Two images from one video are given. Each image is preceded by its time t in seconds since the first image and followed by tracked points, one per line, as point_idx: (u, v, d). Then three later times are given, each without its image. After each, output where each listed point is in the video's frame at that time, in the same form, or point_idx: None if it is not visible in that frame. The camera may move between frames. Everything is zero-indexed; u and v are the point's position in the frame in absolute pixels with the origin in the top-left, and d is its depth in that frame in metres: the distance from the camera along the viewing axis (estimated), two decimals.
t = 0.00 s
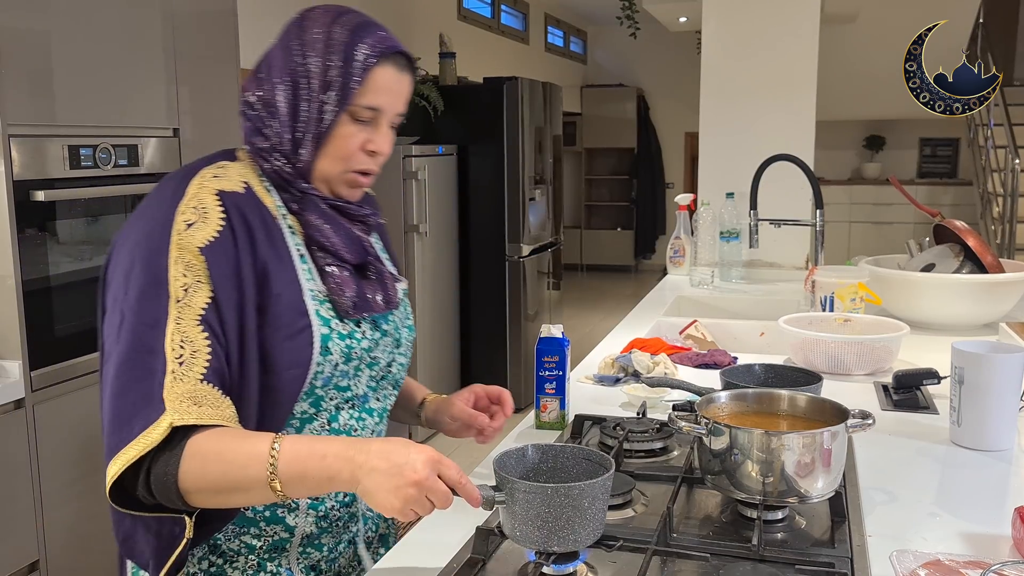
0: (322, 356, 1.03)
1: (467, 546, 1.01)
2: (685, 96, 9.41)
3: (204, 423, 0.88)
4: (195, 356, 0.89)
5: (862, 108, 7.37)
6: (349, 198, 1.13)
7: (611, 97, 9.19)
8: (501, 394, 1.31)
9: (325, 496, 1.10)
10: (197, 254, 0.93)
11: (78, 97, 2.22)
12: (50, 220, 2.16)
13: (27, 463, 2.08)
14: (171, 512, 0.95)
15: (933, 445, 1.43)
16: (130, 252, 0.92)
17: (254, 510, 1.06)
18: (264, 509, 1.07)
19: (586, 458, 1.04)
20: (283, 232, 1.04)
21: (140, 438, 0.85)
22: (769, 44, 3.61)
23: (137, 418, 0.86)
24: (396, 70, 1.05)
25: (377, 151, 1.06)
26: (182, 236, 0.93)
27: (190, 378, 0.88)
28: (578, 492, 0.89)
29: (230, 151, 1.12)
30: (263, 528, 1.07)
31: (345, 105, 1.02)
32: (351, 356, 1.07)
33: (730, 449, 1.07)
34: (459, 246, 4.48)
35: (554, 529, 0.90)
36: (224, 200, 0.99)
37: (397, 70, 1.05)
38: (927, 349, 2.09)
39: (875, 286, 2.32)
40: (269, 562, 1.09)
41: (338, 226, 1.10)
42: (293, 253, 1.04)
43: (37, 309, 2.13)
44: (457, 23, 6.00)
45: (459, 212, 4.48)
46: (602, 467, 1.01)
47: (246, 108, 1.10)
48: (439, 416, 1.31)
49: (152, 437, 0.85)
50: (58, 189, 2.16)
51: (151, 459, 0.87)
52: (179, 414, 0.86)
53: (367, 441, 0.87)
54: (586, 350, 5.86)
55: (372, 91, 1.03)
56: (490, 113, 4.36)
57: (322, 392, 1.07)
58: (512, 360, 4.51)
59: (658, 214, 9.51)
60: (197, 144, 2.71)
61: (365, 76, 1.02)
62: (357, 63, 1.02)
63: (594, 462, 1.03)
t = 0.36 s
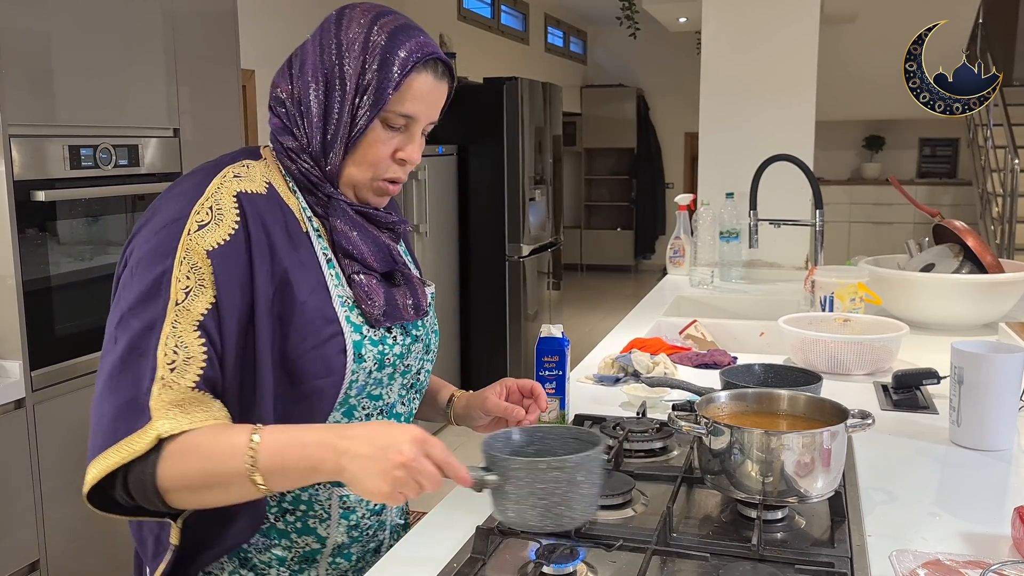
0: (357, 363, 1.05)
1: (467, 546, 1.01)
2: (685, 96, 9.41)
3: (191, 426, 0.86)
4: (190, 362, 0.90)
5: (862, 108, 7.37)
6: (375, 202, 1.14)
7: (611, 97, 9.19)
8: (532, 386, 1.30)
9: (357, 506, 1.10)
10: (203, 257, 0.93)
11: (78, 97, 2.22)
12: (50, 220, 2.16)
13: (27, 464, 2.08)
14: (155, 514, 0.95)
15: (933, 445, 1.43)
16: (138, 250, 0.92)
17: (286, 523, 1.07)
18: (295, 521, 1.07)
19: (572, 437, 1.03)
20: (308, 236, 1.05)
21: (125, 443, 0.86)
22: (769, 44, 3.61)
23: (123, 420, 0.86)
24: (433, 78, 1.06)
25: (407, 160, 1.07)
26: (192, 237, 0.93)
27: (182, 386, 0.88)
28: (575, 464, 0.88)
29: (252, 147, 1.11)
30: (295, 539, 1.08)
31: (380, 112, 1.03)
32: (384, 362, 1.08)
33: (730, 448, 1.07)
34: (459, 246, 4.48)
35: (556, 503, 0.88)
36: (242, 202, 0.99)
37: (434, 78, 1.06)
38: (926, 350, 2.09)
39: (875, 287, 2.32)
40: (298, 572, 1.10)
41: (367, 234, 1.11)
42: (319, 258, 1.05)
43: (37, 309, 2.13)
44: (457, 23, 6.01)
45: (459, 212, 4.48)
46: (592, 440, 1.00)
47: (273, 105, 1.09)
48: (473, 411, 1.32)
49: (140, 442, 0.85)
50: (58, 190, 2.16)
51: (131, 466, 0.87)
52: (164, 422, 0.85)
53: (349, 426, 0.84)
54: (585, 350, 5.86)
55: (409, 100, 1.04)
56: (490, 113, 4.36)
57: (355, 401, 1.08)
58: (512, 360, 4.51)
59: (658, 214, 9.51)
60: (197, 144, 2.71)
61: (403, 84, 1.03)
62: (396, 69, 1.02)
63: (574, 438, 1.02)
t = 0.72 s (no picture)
0: (373, 367, 1.06)
1: (466, 547, 1.01)
2: (685, 96, 9.41)
3: (240, 451, 0.85)
4: (224, 380, 0.88)
5: (862, 108, 7.38)
6: (376, 200, 1.15)
7: (611, 97, 9.19)
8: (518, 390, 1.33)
9: (370, 513, 1.11)
10: (226, 270, 0.91)
11: (78, 97, 2.22)
12: (50, 220, 2.16)
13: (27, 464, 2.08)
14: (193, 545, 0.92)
15: (933, 446, 1.43)
16: (152, 264, 0.88)
17: (299, 535, 1.07)
18: (310, 532, 1.07)
19: (588, 444, 1.05)
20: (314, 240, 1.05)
21: (173, 472, 0.83)
22: (769, 44, 3.61)
23: (165, 451, 0.83)
24: (433, 74, 1.06)
25: (409, 157, 1.08)
26: (212, 249, 0.90)
27: (219, 407, 0.86)
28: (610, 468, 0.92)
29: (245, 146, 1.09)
30: (309, 551, 1.08)
31: (382, 110, 1.04)
32: (398, 365, 1.10)
33: (730, 448, 1.07)
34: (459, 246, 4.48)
35: (591, 504, 0.92)
36: (253, 208, 0.97)
37: (434, 73, 1.07)
38: (927, 350, 2.10)
39: (875, 287, 2.32)
40: None
41: (373, 236, 1.12)
42: (330, 262, 1.05)
43: (37, 309, 2.13)
44: (457, 23, 6.01)
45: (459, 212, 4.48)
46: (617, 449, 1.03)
47: (265, 104, 1.08)
48: (455, 412, 1.33)
49: (188, 472, 0.83)
50: (58, 190, 2.16)
51: (177, 496, 0.84)
52: (213, 446, 0.84)
53: (402, 443, 0.85)
54: (585, 350, 5.86)
55: (412, 97, 1.05)
56: (490, 113, 4.36)
57: (368, 405, 1.09)
58: (512, 360, 4.51)
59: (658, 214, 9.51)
60: (197, 144, 2.71)
61: (406, 80, 1.03)
62: (397, 66, 1.02)
63: (597, 447, 1.04)
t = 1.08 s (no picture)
0: (383, 369, 1.07)
1: (466, 547, 1.02)
2: (685, 96, 9.41)
3: (249, 456, 0.84)
4: (230, 385, 0.87)
5: (862, 107, 7.38)
6: (375, 201, 1.15)
7: (611, 97, 9.19)
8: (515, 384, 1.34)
9: (377, 514, 1.11)
10: (232, 274, 0.91)
11: (78, 97, 2.22)
12: (50, 220, 2.16)
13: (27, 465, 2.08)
14: (190, 553, 0.90)
15: (933, 445, 1.43)
16: (157, 268, 0.88)
17: (309, 538, 1.06)
18: (318, 536, 1.07)
19: (585, 444, 1.07)
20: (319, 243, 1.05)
21: (180, 478, 0.82)
22: (769, 44, 3.61)
23: (170, 458, 0.82)
24: (435, 75, 1.07)
25: (411, 157, 1.09)
26: (218, 254, 0.90)
27: (225, 413, 0.85)
28: (609, 471, 0.94)
29: (243, 148, 1.08)
30: (319, 554, 1.08)
31: (386, 112, 1.04)
32: (405, 366, 1.12)
33: (730, 448, 1.07)
34: (459, 246, 4.48)
35: (589, 506, 0.95)
36: (259, 212, 0.98)
37: (436, 74, 1.08)
38: (926, 350, 2.10)
39: (875, 287, 2.32)
40: None
41: (375, 237, 1.11)
42: (332, 265, 1.05)
43: (37, 309, 2.13)
44: (457, 24, 6.01)
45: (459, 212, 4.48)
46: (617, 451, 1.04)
47: (264, 105, 1.08)
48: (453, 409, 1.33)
49: (194, 479, 0.82)
50: (58, 190, 2.15)
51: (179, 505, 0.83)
52: (220, 453, 0.82)
53: (410, 447, 0.85)
54: (585, 350, 5.86)
55: (416, 99, 1.05)
56: (490, 113, 4.36)
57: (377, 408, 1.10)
58: (512, 360, 4.51)
59: (658, 214, 9.51)
60: (197, 143, 2.71)
61: (410, 81, 1.04)
62: (401, 68, 1.03)
63: (594, 446, 1.06)
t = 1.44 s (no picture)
0: (380, 370, 1.07)
1: (466, 547, 1.01)
2: (685, 96, 9.41)
3: (235, 456, 0.84)
4: (221, 386, 0.86)
5: (862, 108, 7.38)
6: (376, 202, 1.15)
7: (611, 96, 9.19)
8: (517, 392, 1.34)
9: (373, 514, 1.11)
10: (227, 273, 0.90)
11: (77, 97, 2.22)
12: (49, 220, 2.16)
13: (27, 466, 2.08)
14: (176, 549, 0.91)
15: (933, 446, 1.43)
16: (152, 265, 0.88)
17: (304, 536, 1.06)
18: (314, 535, 1.06)
19: (577, 450, 1.05)
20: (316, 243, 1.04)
21: (167, 476, 0.82)
22: (768, 44, 3.61)
23: (158, 456, 0.82)
24: (436, 77, 1.07)
25: (410, 160, 1.09)
26: (213, 252, 0.90)
27: (215, 412, 0.85)
28: (598, 477, 0.90)
29: (242, 146, 1.08)
30: (314, 554, 1.07)
31: (387, 115, 1.04)
32: (403, 367, 1.12)
33: (730, 449, 1.07)
34: (458, 246, 4.48)
35: (576, 515, 0.90)
36: (257, 211, 0.97)
37: (437, 77, 1.07)
38: (927, 350, 2.09)
39: (875, 287, 2.32)
40: None
41: (373, 238, 1.11)
42: (331, 265, 1.05)
43: (37, 309, 2.13)
44: (457, 24, 6.01)
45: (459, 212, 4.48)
46: (605, 457, 1.01)
47: (264, 105, 1.08)
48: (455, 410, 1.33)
49: (182, 477, 0.82)
50: (58, 189, 2.15)
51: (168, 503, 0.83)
52: (208, 452, 0.82)
53: (398, 450, 0.85)
54: (585, 350, 5.86)
55: (417, 102, 1.05)
56: (490, 113, 4.36)
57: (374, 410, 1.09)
58: (512, 361, 4.51)
59: (658, 214, 9.51)
60: (196, 143, 2.71)
61: (412, 85, 1.04)
62: (403, 71, 1.02)
63: (585, 454, 1.03)
